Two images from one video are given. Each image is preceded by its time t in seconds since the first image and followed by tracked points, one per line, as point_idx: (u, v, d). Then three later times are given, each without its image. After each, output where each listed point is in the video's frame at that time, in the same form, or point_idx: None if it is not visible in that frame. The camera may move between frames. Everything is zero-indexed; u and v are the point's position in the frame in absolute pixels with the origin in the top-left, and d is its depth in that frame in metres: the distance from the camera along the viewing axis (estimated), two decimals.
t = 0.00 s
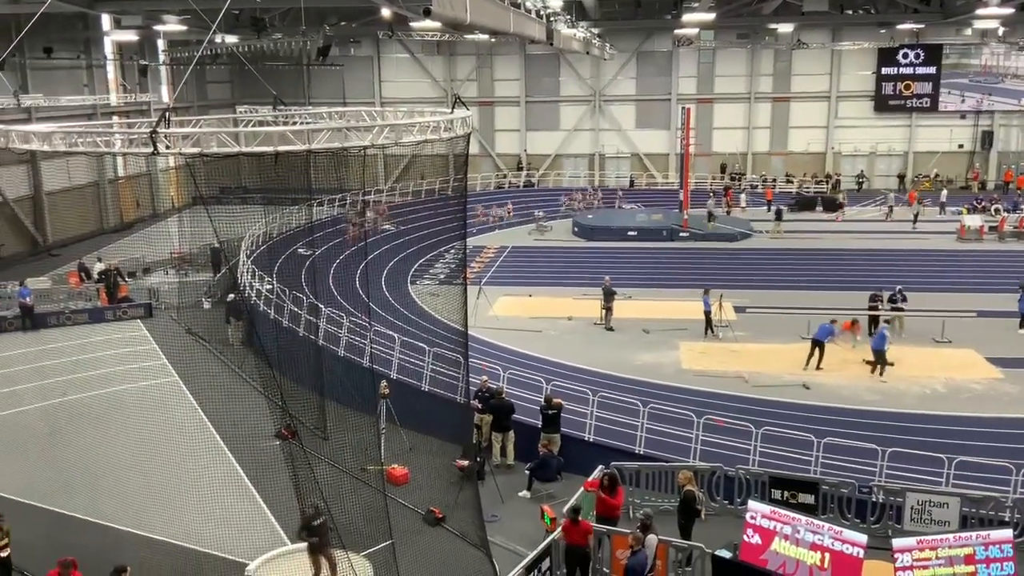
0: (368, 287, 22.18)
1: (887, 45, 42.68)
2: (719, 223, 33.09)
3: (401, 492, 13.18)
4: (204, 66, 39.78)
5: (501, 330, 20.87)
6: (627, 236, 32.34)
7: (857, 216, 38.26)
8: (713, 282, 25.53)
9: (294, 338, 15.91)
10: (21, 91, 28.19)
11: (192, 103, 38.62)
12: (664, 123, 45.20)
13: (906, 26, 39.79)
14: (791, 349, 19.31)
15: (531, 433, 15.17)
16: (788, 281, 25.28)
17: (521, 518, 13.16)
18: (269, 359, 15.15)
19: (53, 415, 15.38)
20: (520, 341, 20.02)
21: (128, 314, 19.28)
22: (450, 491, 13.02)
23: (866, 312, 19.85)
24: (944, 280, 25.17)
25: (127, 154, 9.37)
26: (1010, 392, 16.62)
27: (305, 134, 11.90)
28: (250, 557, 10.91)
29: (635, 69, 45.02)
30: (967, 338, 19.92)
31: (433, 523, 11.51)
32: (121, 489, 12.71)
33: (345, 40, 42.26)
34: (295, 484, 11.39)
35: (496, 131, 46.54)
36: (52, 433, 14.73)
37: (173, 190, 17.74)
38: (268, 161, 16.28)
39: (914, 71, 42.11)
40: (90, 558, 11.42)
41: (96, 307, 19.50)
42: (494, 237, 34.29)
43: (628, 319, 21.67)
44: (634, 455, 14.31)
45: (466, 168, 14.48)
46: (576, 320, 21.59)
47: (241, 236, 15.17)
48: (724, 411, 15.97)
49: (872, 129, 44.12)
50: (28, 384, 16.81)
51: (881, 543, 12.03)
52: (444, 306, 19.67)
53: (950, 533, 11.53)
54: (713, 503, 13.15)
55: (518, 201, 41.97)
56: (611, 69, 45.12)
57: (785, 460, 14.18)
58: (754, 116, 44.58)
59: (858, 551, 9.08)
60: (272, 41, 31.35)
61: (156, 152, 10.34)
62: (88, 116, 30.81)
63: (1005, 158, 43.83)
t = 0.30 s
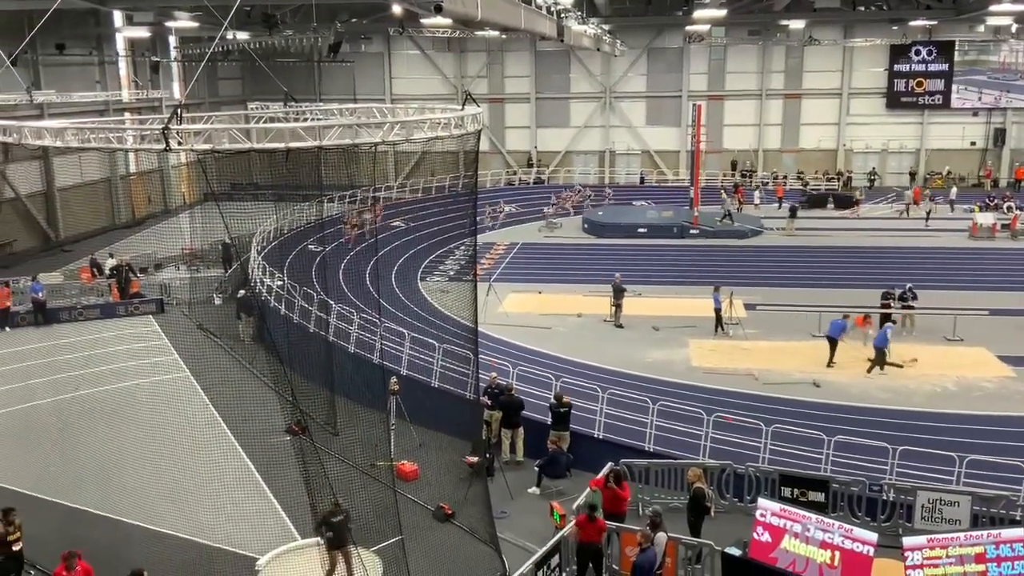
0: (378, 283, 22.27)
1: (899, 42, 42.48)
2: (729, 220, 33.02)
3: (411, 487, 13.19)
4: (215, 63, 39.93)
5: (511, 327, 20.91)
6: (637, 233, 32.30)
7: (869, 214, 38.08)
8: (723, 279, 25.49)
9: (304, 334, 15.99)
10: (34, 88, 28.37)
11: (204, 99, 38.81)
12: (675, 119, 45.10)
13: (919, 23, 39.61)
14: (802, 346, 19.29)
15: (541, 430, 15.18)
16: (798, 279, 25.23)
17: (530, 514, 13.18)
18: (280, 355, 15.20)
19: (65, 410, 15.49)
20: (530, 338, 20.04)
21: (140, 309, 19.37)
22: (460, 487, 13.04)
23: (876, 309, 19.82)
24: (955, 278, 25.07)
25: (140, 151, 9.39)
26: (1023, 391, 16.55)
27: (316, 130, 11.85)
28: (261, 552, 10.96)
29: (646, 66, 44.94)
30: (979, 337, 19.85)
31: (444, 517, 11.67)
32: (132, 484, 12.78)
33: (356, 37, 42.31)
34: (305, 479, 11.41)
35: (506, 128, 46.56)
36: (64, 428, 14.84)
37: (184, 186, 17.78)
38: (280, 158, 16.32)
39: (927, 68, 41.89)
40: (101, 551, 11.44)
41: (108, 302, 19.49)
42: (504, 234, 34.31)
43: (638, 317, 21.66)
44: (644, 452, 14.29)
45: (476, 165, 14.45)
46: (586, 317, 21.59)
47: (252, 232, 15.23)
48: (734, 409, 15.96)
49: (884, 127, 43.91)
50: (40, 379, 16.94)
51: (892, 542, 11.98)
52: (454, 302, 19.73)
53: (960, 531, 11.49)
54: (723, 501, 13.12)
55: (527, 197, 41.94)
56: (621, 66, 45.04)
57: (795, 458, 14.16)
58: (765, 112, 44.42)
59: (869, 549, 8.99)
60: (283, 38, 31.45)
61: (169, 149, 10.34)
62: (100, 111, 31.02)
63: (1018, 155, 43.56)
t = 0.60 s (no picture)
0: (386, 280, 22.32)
1: (910, 39, 42.28)
2: (739, 218, 32.93)
3: (420, 483, 13.18)
4: (225, 59, 40.07)
5: (519, 323, 20.92)
6: (646, 231, 32.25)
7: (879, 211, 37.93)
8: (732, 276, 25.43)
9: (313, 330, 16.04)
10: (45, 84, 28.52)
11: (214, 96, 39.00)
12: (684, 116, 45.00)
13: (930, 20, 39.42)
14: (811, 344, 19.23)
15: (549, 427, 15.16)
16: (808, 276, 25.15)
17: (539, 511, 13.17)
18: (289, 352, 15.24)
19: (76, 405, 15.58)
20: (538, 335, 20.04)
21: (151, 306, 19.42)
22: (469, 484, 13.03)
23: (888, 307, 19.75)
24: (966, 276, 24.93)
25: (151, 148, 9.36)
26: None
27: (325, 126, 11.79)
28: (270, 547, 11.00)
29: (656, 63, 44.85)
30: (990, 335, 19.75)
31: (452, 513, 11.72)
32: (144, 479, 12.86)
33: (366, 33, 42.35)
34: (314, 475, 11.43)
35: (516, 124, 46.57)
36: (75, 423, 14.93)
37: (194, 183, 17.80)
38: (289, 155, 16.30)
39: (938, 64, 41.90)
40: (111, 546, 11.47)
41: (119, 298, 19.57)
42: (512, 231, 34.32)
43: (647, 314, 21.63)
44: (653, 450, 14.27)
45: (485, 163, 14.38)
46: (594, 315, 21.58)
47: (261, 229, 15.25)
48: (744, 407, 15.92)
49: (895, 124, 43.69)
50: (50, 374, 17.05)
51: (901, 540, 11.93)
52: (463, 299, 19.75)
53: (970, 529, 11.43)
54: (732, 499, 13.08)
55: (536, 194, 41.94)
56: (630, 63, 44.97)
57: (804, 456, 14.12)
58: (775, 110, 44.28)
59: (879, 548, 8.97)
60: (293, 35, 31.53)
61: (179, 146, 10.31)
62: (111, 107, 31.17)
63: None
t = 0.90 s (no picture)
0: (394, 277, 22.41)
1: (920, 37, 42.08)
2: (747, 216, 32.85)
3: (428, 480, 13.18)
4: (234, 57, 40.16)
5: (527, 321, 20.95)
6: (655, 229, 32.21)
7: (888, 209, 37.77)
8: (740, 274, 25.40)
9: (321, 327, 16.10)
10: (55, 82, 28.59)
11: (223, 94, 39.10)
12: (693, 114, 44.87)
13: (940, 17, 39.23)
14: (819, 342, 19.19)
15: (557, 424, 15.17)
16: (816, 274, 25.10)
17: (545, 508, 13.18)
18: (297, 349, 15.31)
19: (85, 401, 15.67)
20: (546, 333, 20.05)
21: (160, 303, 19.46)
22: (477, 481, 13.04)
23: (897, 305, 19.66)
24: (976, 274, 24.83)
25: (159, 145, 9.34)
26: None
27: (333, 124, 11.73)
28: (278, 544, 11.04)
29: (664, 60, 44.75)
30: (999, 333, 19.68)
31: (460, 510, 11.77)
32: (153, 474, 12.93)
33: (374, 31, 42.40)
34: (322, 471, 11.47)
35: (524, 122, 46.56)
36: (83, 419, 15.01)
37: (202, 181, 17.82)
38: (298, 152, 16.33)
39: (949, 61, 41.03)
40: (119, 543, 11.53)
41: (128, 295, 19.62)
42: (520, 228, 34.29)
43: (655, 312, 21.62)
44: (661, 448, 14.25)
45: (493, 161, 14.36)
46: (602, 313, 21.58)
47: (269, 227, 15.33)
48: (752, 405, 15.90)
49: (904, 122, 43.52)
50: (60, 371, 17.15)
51: (909, 539, 11.88)
52: (470, 297, 19.80)
53: (978, 528, 11.39)
54: (740, 497, 13.06)
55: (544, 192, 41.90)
56: (639, 60, 44.90)
57: (812, 454, 14.08)
58: (784, 107, 44.15)
59: (888, 547, 8.93)
60: (301, 32, 31.55)
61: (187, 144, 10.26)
62: (121, 105, 31.28)
63: None
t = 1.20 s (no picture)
0: (400, 275, 22.45)
1: (927, 34, 41.95)
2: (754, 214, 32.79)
3: (433, 478, 13.18)
4: (241, 55, 40.23)
5: (533, 319, 20.95)
6: (661, 227, 32.16)
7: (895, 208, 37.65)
8: (747, 273, 25.36)
9: (327, 325, 16.13)
10: (62, 80, 28.67)
11: (229, 92, 39.18)
12: (699, 112, 44.79)
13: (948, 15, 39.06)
14: (826, 341, 19.15)
15: (562, 423, 15.16)
16: (823, 273, 25.04)
17: (551, 507, 13.17)
18: (303, 347, 15.34)
19: (92, 398, 15.73)
20: (552, 331, 20.04)
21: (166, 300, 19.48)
22: (482, 479, 13.04)
23: (904, 304, 19.59)
24: (984, 273, 24.72)
25: (167, 143, 9.37)
26: None
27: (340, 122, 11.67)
28: (284, 541, 11.06)
29: (670, 58, 44.72)
30: (1007, 332, 19.59)
31: (465, 507, 11.80)
32: (159, 471, 12.98)
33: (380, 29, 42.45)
34: (328, 468, 11.48)
35: (530, 120, 46.55)
36: (90, 415, 15.09)
37: (209, 179, 17.83)
38: (305, 150, 16.32)
39: (956, 60, 41.63)
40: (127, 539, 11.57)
41: (134, 293, 19.66)
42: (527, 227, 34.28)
43: (661, 311, 21.59)
44: (667, 446, 14.23)
45: (499, 159, 14.35)
46: (608, 311, 21.56)
47: (275, 225, 15.34)
48: (758, 404, 15.88)
49: (912, 120, 43.36)
50: (67, 368, 17.22)
51: (916, 539, 11.84)
52: (476, 295, 19.83)
53: (985, 528, 11.35)
54: (746, 495, 13.04)
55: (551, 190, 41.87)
56: (645, 58, 44.86)
57: (818, 454, 14.05)
58: (790, 106, 44.09)
59: (894, 546, 8.87)
60: (308, 30, 31.59)
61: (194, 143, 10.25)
62: (128, 103, 31.37)
63: None
